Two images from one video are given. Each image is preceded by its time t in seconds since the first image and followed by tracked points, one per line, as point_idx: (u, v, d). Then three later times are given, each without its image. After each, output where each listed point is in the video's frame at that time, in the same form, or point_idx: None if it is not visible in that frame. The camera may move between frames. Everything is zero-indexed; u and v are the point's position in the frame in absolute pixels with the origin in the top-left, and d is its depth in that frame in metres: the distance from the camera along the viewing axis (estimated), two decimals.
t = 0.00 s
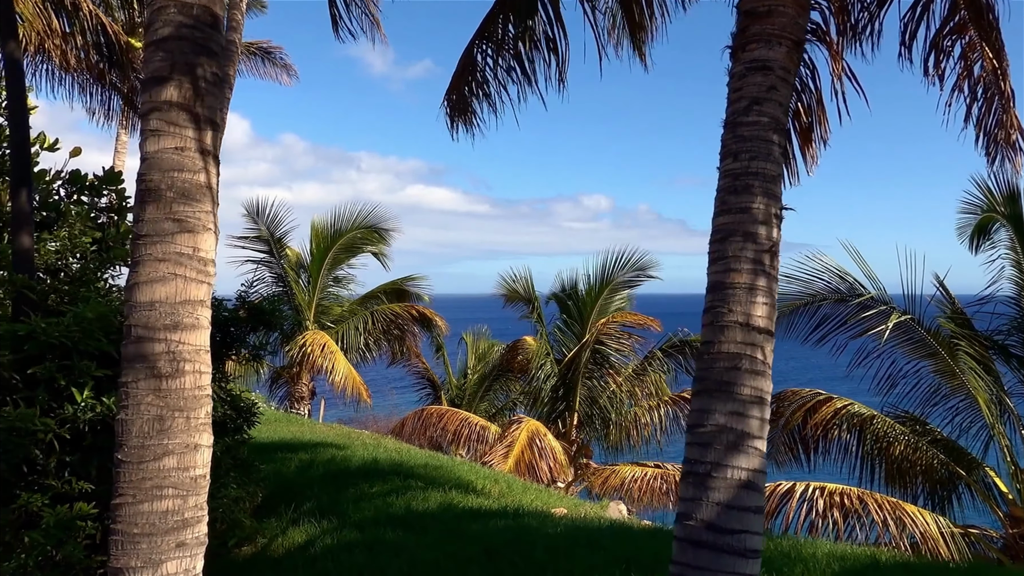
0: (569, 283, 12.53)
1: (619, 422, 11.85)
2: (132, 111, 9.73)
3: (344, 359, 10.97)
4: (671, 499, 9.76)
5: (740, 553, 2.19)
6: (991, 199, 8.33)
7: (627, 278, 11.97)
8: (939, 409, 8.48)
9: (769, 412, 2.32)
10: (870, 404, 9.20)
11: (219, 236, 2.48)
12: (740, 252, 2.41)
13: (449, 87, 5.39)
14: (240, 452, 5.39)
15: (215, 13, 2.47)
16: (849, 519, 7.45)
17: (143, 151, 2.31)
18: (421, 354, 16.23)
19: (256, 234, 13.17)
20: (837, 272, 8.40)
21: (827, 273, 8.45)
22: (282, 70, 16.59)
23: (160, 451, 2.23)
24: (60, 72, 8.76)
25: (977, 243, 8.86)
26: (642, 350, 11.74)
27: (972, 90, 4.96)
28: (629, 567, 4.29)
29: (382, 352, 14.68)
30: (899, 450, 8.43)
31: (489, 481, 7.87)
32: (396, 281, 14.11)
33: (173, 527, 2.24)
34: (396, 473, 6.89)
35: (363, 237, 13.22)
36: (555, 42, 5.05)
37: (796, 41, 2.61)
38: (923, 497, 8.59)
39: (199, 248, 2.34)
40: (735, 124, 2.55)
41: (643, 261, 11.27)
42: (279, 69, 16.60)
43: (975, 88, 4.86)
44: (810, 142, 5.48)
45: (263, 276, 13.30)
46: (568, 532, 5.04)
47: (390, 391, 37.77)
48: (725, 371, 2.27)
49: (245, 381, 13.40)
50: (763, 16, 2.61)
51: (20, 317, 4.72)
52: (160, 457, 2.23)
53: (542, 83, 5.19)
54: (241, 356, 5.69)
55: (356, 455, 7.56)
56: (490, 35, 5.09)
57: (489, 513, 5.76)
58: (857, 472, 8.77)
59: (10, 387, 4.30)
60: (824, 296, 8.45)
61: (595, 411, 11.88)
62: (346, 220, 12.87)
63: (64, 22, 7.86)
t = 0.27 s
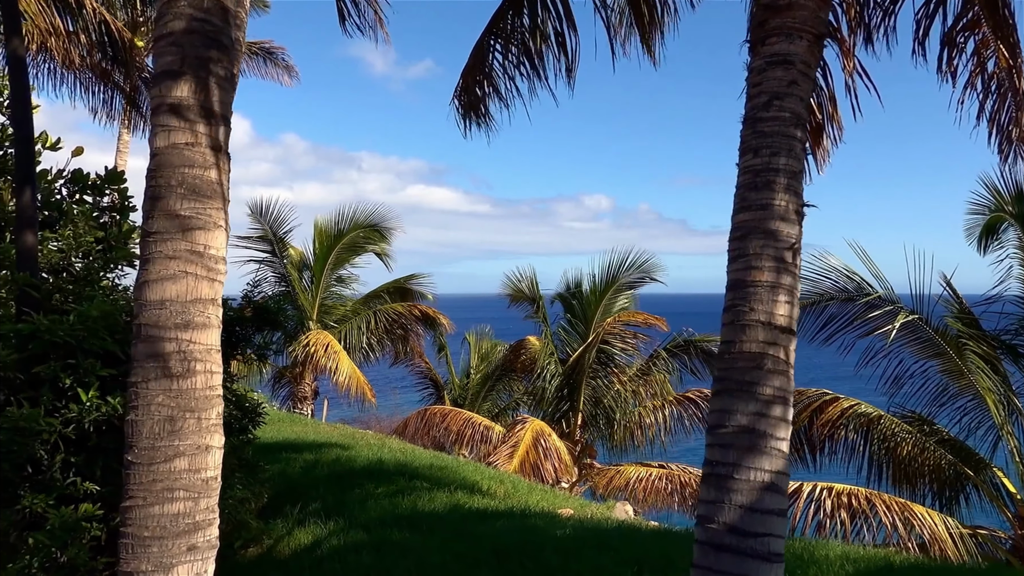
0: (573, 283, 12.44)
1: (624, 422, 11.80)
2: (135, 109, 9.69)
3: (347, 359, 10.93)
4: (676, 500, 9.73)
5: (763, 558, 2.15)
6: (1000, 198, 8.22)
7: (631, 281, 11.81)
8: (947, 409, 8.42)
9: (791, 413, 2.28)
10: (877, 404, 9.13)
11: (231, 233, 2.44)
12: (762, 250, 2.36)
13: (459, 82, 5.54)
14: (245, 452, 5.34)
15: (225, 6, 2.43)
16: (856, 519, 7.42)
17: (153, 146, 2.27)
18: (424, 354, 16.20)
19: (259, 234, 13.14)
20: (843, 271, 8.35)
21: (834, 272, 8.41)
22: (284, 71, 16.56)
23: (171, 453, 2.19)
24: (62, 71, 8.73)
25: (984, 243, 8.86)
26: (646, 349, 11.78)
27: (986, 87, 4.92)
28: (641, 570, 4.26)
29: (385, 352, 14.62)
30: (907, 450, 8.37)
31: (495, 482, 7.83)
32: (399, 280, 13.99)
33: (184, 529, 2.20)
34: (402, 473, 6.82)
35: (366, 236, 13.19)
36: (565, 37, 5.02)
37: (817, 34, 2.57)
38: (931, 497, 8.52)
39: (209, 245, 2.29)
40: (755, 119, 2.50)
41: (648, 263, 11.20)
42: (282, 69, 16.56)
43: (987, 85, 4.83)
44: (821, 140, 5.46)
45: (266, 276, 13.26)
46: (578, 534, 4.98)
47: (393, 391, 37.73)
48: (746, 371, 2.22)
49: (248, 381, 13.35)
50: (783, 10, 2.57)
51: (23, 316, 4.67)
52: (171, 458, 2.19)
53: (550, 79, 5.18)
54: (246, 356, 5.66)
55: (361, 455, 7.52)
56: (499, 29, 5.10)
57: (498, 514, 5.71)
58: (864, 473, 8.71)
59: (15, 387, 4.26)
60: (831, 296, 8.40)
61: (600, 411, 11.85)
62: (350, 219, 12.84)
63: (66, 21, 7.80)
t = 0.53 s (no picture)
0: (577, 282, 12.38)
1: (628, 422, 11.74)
2: (137, 107, 9.63)
3: (351, 358, 10.89)
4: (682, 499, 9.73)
5: (791, 561, 2.11)
6: (1008, 198, 8.09)
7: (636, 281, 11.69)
8: (954, 410, 8.33)
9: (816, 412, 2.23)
10: (884, 404, 9.06)
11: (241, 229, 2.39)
12: (787, 245, 2.31)
13: (469, 81, 5.59)
14: (251, 452, 5.30)
15: None
16: (865, 520, 7.39)
17: (164, 139, 2.23)
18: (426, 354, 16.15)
19: (261, 233, 13.10)
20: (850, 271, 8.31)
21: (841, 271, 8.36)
22: (286, 71, 16.53)
23: (184, 453, 2.14)
24: (64, 68, 8.69)
25: (992, 243, 8.78)
26: (651, 349, 11.72)
27: (999, 83, 4.88)
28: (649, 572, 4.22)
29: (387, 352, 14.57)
30: (915, 451, 8.30)
31: (500, 482, 7.78)
32: (401, 279, 13.90)
33: (195, 531, 2.16)
34: (407, 474, 6.76)
35: (368, 235, 13.16)
36: (574, 32, 4.99)
37: (839, 26, 2.52)
38: (939, 498, 8.47)
39: (220, 241, 2.24)
40: (777, 113, 2.46)
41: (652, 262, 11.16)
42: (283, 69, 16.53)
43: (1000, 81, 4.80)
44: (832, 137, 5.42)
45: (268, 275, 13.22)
46: (587, 535, 4.93)
47: (394, 391, 37.69)
48: (771, 370, 2.18)
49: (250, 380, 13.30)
50: (804, 2, 2.53)
51: (27, 315, 4.63)
52: (183, 459, 2.15)
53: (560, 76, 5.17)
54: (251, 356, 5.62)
55: (365, 455, 7.48)
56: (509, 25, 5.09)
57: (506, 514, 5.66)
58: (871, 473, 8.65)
59: (19, 386, 4.21)
60: (838, 295, 8.34)
61: (604, 412, 11.77)
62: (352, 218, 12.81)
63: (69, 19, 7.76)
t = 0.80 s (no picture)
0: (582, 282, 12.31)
1: (633, 422, 11.67)
2: (140, 106, 9.57)
3: (354, 358, 10.85)
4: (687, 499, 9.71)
5: (817, 563, 2.12)
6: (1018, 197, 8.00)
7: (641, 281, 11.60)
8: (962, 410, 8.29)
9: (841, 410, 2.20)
10: (891, 404, 9.01)
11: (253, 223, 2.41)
12: (813, 240, 2.25)
13: (477, 78, 5.55)
14: (257, 452, 5.26)
15: None
16: (873, 519, 7.35)
17: (175, 131, 2.24)
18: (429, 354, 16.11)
19: (263, 232, 13.06)
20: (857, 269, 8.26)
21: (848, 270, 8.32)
22: (288, 70, 16.47)
23: (196, 453, 2.19)
24: (67, 67, 8.64)
25: (1001, 242, 8.72)
26: (656, 349, 11.67)
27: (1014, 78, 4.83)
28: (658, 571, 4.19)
29: (391, 352, 14.52)
30: (923, 451, 8.24)
31: (506, 482, 7.73)
32: (405, 278, 13.85)
33: (208, 532, 2.21)
34: (413, 474, 6.70)
35: (371, 234, 13.13)
36: (583, 26, 5.01)
37: (863, 17, 2.48)
38: (947, 498, 8.42)
39: (232, 236, 2.26)
40: (800, 106, 2.42)
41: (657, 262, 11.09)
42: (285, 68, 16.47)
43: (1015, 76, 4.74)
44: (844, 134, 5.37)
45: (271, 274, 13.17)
46: (597, 536, 4.88)
47: (396, 391, 37.63)
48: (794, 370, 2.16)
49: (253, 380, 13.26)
50: None
51: (32, 312, 4.59)
52: (195, 460, 2.19)
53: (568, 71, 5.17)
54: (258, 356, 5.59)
55: (370, 455, 7.44)
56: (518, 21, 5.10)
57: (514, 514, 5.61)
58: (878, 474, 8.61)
59: (24, 386, 4.16)
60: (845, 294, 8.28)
61: (609, 412, 11.74)
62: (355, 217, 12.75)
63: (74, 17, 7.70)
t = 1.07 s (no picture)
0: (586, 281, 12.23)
1: (638, 423, 11.62)
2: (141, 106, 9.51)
3: (357, 358, 10.79)
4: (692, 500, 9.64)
5: (846, 565, 2.13)
6: None
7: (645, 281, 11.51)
8: (970, 409, 8.25)
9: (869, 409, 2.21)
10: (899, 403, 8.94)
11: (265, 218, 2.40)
12: (839, 236, 2.24)
13: (482, 73, 5.54)
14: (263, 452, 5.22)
15: None
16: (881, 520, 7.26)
17: (188, 124, 2.24)
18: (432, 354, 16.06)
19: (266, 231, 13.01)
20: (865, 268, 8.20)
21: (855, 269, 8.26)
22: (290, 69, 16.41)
23: (209, 453, 2.17)
24: (69, 66, 8.57)
25: (1009, 241, 8.66)
26: (661, 348, 11.61)
27: None
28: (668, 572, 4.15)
29: (393, 351, 14.46)
30: (932, 450, 8.18)
31: (512, 483, 7.66)
32: (408, 278, 13.81)
33: (222, 535, 2.19)
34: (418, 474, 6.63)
35: (374, 234, 13.10)
36: (592, 22, 5.01)
37: (887, 8, 2.43)
38: (955, 498, 8.37)
39: (245, 230, 2.25)
40: (823, 100, 2.38)
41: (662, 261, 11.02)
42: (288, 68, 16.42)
43: None
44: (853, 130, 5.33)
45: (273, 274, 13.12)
46: (607, 537, 4.83)
47: (398, 391, 37.57)
48: (821, 369, 2.15)
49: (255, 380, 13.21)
50: None
51: (35, 311, 4.53)
52: (207, 461, 2.17)
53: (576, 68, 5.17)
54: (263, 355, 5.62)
55: (375, 455, 7.38)
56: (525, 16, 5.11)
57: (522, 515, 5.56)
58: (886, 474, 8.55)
59: (28, 386, 4.11)
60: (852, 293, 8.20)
61: (613, 412, 11.69)
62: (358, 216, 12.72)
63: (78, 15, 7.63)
